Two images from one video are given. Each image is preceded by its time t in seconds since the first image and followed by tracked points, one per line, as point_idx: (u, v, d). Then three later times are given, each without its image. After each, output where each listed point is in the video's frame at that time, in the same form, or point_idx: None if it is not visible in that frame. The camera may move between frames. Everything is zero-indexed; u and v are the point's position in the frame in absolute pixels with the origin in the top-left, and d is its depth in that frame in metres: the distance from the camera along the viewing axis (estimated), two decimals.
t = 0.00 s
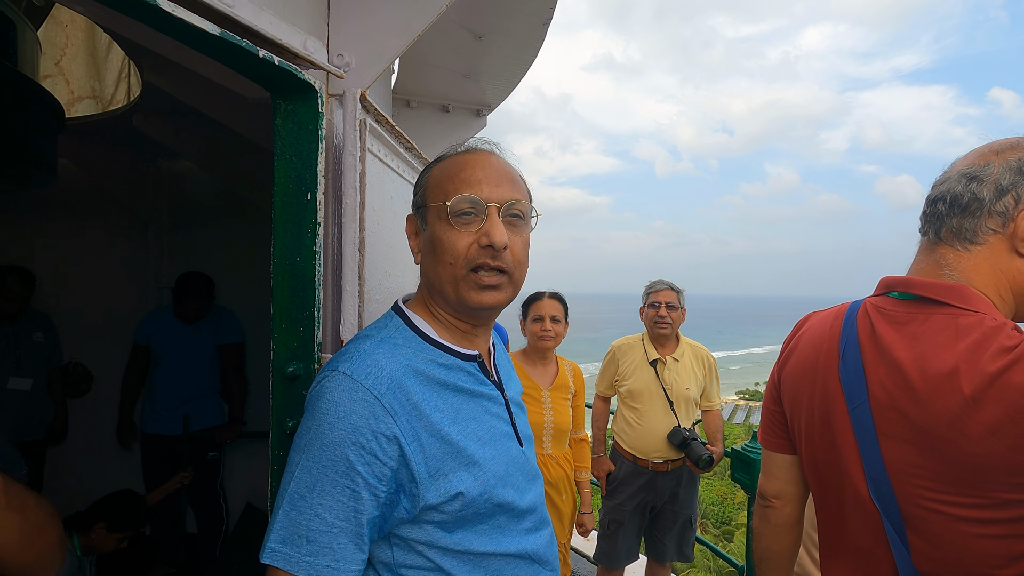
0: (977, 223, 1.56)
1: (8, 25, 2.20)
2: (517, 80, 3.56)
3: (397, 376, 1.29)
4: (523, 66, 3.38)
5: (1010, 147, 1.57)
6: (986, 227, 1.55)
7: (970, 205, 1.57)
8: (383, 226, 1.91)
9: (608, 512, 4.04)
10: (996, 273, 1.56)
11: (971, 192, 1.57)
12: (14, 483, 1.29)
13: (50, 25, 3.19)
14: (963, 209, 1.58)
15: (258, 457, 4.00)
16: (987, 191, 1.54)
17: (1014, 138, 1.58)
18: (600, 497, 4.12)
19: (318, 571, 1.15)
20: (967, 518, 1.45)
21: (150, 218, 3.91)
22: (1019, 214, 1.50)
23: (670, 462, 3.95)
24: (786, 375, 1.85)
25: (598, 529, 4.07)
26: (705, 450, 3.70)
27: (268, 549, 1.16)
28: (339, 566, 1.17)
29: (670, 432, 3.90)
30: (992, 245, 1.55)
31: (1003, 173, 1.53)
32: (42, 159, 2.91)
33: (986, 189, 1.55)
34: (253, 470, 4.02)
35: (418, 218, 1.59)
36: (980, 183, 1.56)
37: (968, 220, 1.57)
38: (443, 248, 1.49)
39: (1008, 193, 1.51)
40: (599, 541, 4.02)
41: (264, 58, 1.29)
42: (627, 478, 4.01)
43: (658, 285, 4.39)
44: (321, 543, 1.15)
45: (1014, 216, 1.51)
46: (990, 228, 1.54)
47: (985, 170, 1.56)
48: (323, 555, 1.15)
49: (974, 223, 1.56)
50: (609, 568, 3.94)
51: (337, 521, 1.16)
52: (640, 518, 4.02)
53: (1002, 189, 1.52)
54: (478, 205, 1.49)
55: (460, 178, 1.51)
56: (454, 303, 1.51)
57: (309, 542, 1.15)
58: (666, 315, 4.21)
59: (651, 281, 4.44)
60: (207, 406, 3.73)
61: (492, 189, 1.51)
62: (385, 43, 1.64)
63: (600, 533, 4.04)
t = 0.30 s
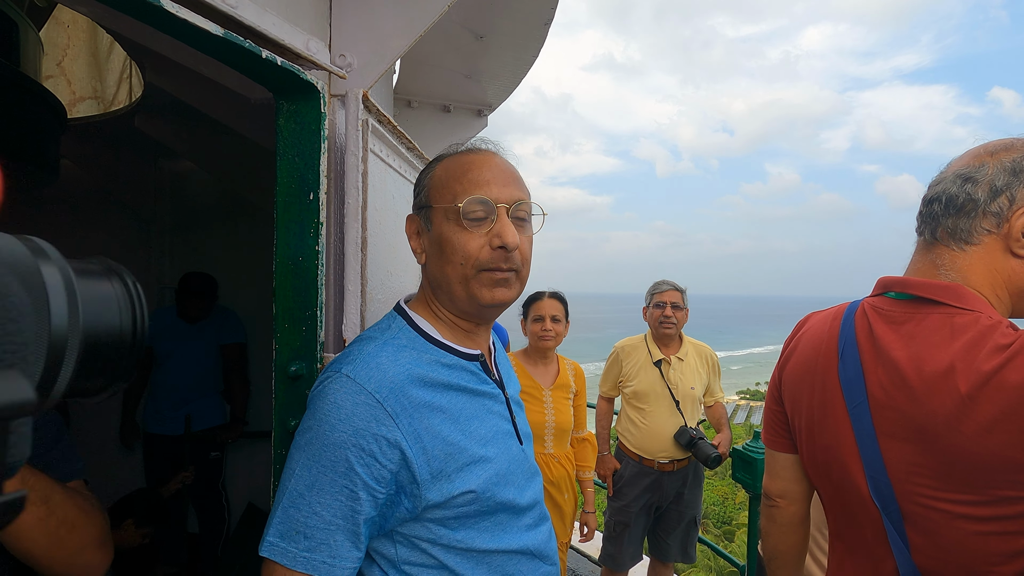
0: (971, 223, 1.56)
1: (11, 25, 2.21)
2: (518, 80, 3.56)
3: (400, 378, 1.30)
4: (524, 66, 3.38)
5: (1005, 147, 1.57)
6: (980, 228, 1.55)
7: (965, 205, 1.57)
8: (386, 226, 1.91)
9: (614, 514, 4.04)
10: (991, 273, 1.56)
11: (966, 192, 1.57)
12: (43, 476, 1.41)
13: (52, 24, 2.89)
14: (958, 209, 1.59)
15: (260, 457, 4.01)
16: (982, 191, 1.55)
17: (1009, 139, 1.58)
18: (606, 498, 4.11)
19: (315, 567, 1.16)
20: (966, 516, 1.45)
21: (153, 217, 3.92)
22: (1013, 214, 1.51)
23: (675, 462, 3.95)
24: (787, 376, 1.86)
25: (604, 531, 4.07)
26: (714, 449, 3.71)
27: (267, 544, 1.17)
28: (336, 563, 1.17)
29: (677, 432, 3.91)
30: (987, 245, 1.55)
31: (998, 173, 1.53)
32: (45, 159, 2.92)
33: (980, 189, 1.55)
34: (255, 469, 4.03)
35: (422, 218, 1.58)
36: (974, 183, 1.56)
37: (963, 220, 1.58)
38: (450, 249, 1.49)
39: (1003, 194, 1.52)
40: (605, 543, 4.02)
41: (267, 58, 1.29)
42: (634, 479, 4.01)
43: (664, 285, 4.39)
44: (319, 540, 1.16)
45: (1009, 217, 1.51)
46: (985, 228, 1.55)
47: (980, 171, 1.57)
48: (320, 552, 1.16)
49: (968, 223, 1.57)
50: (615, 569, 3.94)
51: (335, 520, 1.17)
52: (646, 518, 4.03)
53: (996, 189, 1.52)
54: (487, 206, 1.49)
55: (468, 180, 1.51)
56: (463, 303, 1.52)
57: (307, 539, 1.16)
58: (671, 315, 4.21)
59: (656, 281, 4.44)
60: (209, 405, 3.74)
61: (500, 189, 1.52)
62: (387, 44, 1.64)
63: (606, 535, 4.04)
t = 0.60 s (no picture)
0: (982, 223, 1.56)
1: (9, 26, 2.20)
2: (519, 80, 3.57)
3: (408, 370, 1.31)
4: (524, 66, 3.38)
5: (1015, 147, 1.57)
6: (991, 227, 1.55)
7: (975, 205, 1.57)
8: (385, 226, 1.91)
9: (619, 514, 4.03)
10: (1000, 273, 1.56)
11: (976, 192, 1.56)
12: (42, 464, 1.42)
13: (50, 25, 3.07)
14: (967, 208, 1.58)
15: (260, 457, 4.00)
16: (992, 191, 1.54)
17: (1020, 138, 1.58)
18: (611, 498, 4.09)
19: (336, 569, 1.12)
20: (973, 519, 1.45)
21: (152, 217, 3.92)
22: None
23: (680, 461, 3.95)
24: (792, 376, 1.85)
25: (609, 531, 4.07)
26: (716, 448, 3.67)
27: (283, 552, 1.11)
28: (356, 562, 1.14)
29: (682, 431, 3.90)
30: (997, 245, 1.55)
31: (1009, 173, 1.53)
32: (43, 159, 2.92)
33: (991, 189, 1.54)
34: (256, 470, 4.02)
35: (425, 217, 1.55)
36: (985, 182, 1.55)
37: (973, 219, 1.57)
38: (464, 252, 1.49)
39: (1013, 193, 1.51)
40: (610, 544, 4.03)
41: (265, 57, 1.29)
42: (638, 479, 4.00)
43: (667, 285, 4.40)
44: (338, 540, 1.13)
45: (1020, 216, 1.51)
46: (996, 228, 1.54)
47: (990, 170, 1.56)
48: (339, 553, 1.13)
49: (978, 222, 1.56)
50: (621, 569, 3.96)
51: (354, 517, 1.15)
52: (651, 518, 4.04)
53: (1007, 189, 1.52)
54: (503, 211, 1.52)
55: (480, 183, 1.52)
56: (472, 303, 1.54)
57: (325, 541, 1.12)
58: (675, 315, 4.21)
59: (659, 281, 4.45)
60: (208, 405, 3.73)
61: (508, 193, 1.56)
62: (387, 44, 1.64)
63: (611, 537, 4.03)
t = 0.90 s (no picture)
0: (988, 220, 1.56)
1: (6, 28, 2.20)
2: (517, 80, 3.57)
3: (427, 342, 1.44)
4: (523, 66, 3.39)
5: None
6: (998, 224, 1.55)
7: (982, 202, 1.57)
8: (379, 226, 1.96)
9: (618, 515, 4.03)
10: (1005, 271, 1.56)
11: (984, 189, 1.57)
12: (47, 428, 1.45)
13: (49, 26, 2.89)
14: (974, 206, 1.58)
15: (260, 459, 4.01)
16: (1000, 188, 1.54)
17: None
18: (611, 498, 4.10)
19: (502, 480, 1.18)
20: (971, 518, 1.45)
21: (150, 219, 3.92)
22: None
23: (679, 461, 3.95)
24: (793, 374, 1.85)
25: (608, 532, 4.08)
26: (718, 448, 3.39)
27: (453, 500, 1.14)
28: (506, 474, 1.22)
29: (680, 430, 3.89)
30: (1004, 243, 1.55)
31: (1016, 170, 1.53)
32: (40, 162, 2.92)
33: (999, 186, 1.55)
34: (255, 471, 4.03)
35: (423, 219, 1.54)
36: (992, 180, 1.56)
37: (979, 217, 1.57)
38: (469, 252, 1.49)
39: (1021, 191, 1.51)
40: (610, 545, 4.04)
41: (260, 59, 1.30)
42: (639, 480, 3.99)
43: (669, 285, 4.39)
44: (485, 459, 1.20)
45: None
46: (1003, 225, 1.54)
47: (998, 168, 1.57)
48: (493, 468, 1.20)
49: (985, 219, 1.56)
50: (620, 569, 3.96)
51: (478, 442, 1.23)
52: (651, 519, 4.03)
53: (1015, 186, 1.52)
54: (505, 209, 1.54)
55: (477, 183, 1.53)
56: (472, 302, 1.54)
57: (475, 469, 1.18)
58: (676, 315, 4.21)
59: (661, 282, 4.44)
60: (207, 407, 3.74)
61: (505, 192, 1.57)
62: (384, 43, 1.63)
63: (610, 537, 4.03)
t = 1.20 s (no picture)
0: (976, 221, 1.55)
1: None
2: (513, 80, 3.57)
3: (422, 343, 1.42)
4: (519, 66, 3.39)
5: (1013, 146, 1.57)
6: (986, 226, 1.54)
7: (970, 203, 1.57)
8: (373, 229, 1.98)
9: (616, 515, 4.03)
10: (994, 272, 1.55)
11: (973, 190, 1.57)
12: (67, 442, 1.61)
13: (46, 27, 2.79)
14: (963, 207, 1.58)
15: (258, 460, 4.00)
16: (988, 189, 1.54)
17: (1017, 138, 1.58)
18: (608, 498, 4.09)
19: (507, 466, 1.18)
20: (954, 516, 1.42)
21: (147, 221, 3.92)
22: (1019, 212, 1.50)
23: (677, 462, 3.94)
24: (788, 373, 1.85)
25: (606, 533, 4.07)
26: (714, 447, 3.51)
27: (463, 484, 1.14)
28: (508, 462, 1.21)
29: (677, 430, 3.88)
30: (991, 244, 1.55)
31: (1005, 172, 1.53)
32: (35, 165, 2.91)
33: (987, 187, 1.55)
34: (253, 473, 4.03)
35: (460, 215, 1.51)
36: (981, 181, 1.56)
37: (968, 218, 1.57)
38: (505, 252, 1.53)
39: (1009, 192, 1.51)
40: (608, 545, 4.03)
41: (249, 59, 1.29)
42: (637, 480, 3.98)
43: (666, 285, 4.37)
44: (488, 448, 1.19)
45: (1015, 215, 1.51)
46: (991, 227, 1.54)
47: (987, 169, 1.56)
48: (497, 454, 1.19)
49: (973, 221, 1.56)
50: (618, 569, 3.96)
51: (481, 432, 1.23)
52: (649, 519, 4.02)
53: (1003, 187, 1.52)
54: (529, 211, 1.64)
55: (507, 183, 1.58)
56: (493, 298, 1.59)
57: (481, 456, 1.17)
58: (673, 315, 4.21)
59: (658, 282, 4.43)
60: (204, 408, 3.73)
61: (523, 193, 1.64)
62: (375, 43, 1.63)
63: (609, 537, 4.03)
